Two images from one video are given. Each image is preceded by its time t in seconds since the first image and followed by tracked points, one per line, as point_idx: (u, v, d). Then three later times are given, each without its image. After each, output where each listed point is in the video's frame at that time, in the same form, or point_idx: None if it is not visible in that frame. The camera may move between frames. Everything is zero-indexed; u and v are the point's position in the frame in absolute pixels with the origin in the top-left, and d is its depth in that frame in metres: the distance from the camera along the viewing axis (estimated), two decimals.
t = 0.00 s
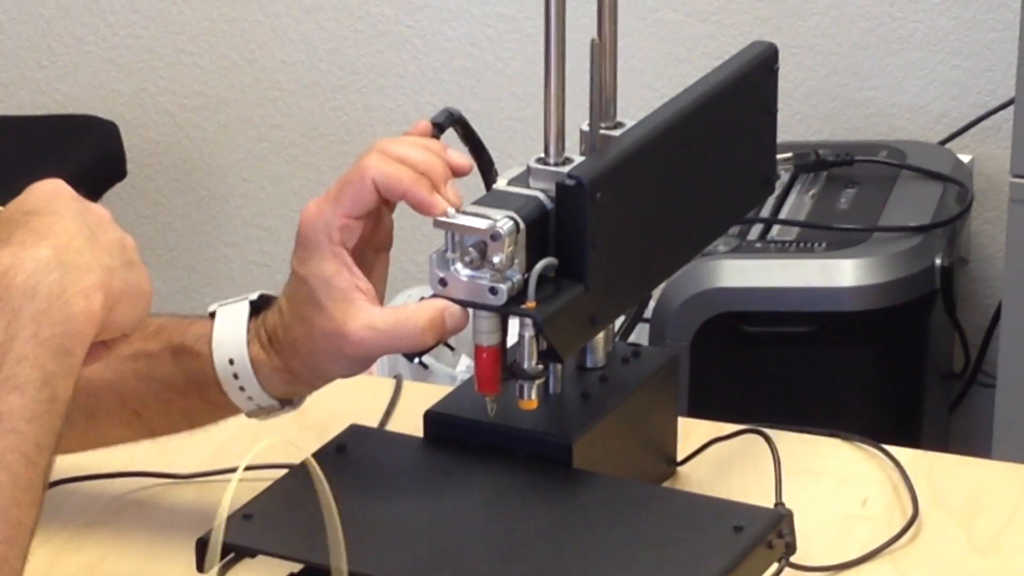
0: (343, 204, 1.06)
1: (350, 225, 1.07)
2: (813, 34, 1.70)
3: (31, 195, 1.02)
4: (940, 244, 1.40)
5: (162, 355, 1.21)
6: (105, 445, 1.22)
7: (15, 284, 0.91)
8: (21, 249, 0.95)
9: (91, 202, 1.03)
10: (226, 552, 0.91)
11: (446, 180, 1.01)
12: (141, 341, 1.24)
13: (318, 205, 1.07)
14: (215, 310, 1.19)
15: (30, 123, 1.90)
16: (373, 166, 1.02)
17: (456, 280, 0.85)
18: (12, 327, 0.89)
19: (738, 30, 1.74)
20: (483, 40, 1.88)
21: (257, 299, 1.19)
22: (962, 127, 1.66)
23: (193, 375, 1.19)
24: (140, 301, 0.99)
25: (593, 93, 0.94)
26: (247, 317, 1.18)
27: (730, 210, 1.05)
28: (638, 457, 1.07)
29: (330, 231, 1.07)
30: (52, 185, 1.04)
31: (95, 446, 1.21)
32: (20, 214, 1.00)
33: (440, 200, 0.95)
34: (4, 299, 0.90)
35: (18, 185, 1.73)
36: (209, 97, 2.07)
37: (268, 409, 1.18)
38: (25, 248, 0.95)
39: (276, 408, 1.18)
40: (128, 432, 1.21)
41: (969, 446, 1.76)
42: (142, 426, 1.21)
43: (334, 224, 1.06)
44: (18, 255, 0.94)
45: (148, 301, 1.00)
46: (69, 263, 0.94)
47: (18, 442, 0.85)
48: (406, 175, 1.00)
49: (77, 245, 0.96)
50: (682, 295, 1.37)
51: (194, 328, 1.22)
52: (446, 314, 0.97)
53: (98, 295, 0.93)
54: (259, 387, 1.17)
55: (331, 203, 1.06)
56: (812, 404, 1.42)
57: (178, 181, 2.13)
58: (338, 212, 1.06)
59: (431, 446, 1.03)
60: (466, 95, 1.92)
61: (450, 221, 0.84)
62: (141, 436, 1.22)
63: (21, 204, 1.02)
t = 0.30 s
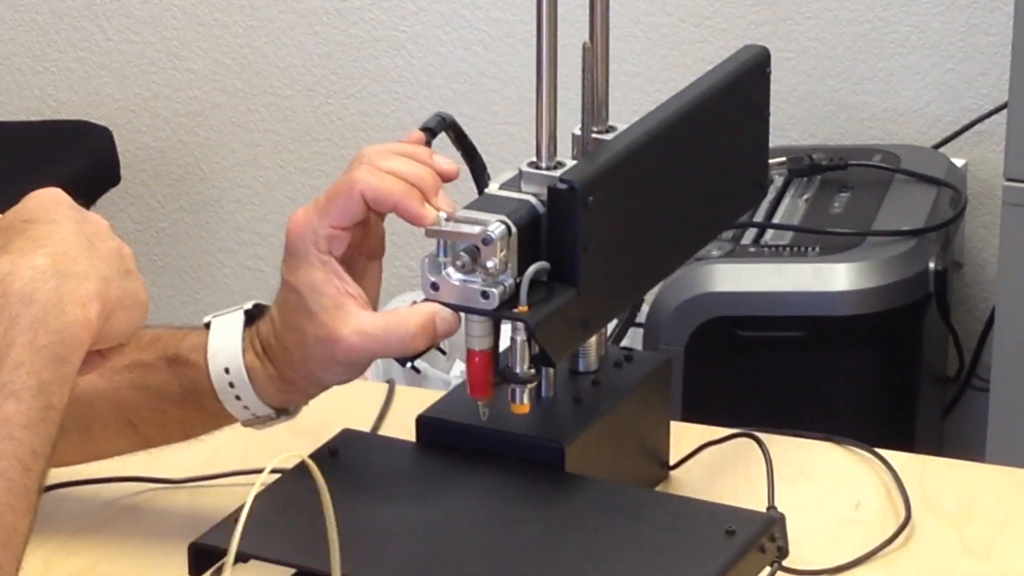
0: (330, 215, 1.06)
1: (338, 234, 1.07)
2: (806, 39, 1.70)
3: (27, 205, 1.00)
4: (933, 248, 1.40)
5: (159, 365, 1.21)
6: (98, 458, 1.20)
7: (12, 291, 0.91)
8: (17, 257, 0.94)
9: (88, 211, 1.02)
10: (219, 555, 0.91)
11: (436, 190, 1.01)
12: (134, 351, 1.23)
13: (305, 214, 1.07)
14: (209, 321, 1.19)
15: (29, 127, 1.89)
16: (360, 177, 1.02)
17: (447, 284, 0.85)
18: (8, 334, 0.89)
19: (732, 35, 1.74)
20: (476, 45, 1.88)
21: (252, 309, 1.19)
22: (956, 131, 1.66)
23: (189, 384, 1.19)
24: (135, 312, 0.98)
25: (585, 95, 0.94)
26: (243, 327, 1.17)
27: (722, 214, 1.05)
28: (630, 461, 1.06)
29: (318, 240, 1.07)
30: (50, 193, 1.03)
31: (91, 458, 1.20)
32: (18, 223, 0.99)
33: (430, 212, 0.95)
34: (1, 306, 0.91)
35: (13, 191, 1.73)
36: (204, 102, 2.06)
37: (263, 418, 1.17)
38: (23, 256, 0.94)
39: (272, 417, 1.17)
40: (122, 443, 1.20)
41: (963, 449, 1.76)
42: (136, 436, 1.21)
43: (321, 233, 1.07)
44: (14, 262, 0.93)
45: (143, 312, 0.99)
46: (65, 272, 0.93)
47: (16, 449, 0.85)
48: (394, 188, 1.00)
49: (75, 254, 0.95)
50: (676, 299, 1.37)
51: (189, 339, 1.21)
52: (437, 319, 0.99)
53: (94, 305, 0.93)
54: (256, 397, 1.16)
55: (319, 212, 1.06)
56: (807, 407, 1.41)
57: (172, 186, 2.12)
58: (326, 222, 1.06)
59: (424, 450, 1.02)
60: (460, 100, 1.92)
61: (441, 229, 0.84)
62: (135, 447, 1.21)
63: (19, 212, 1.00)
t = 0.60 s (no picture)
0: (328, 211, 1.06)
1: (336, 232, 1.07)
2: (802, 40, 1.70)
3: (28, 204, 1.01)
4: (929, 249, 1.40)
5: (154, 369, 1.19)
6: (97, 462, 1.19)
7: (12, 293, 0.91)
8: (19, 259, 0.94)
9: (90, 211, 1.03)
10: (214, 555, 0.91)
11: (434, 184, 1.01)
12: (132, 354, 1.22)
13: (304, 212, 1.07)
14: (206, 323, 1.19)
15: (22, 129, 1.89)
16: (358, 173, 1.02)
17: (443, 285, 0.85)
18: (9, 336, 0.89)
19: (727, 36, 1.74)
20: (473, 47, 1.88)
21: (249, 311, 1.19)
22: (951, 132, 1.66)
23: (184, 388, 1.18)
24: (135, 314, 0.97)
25: (581, 96, 0.94)
26: (240, 329, 1.18)
27: (718, 214, 1.05)
28: (627, 462, 1.06)
29: (316, 238, 1.07)
30: (51, 192, 1.03)
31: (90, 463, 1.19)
32: (18, 223, 0.99)
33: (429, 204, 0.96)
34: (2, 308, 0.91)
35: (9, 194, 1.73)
36: (199, 104, 2.06)
37: (259, 421, 1.17)
38: (24, 257, 0.94)
39: (267, 420, 1.17)
40: (119, 447, 1.19)
41: (959, 450, 1.76)
42: (133, 440, 1.19)
43: (319, 232, 1.07)
44: (16, 264, 0.93)
45: (142, 316, 0.98)
46: (65, 275, 0.93)
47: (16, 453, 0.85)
48: (392, 179, 1.00)
49: (76, 255, 0.95)
50: (672, 299, 1.37)
51: (185, 342, 1.20)
52: (432, 319, 0.98)
53: (95, 306, 0.92)
54: (251, 399, 1.16)
55: (317, 210, 1.07)
56: (803, 408, 1.42)
57: (168, 188, 2.12)
58: (324, 220, 1.06)
59: (420, 451, 1.02)
60: (456, 102, 1.92)
61: (437, 225, 0.84)
62: (133, 451, 1.19)
63: (20, 211, 1.00)
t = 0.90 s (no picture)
0: (324, 214, 1.05)
1: (333, 233, 1.07)
2: (800, 38, 1.70)
3: (30, 201, 1.01)
4: (928, 246, 1.40)
5: (156, 368, 1.19)
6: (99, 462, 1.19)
7: (13, 290, 0.91)
8: (20, 256, 0.94)
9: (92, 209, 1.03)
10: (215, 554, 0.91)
11: (432, 185, 1.01)
12: (132, 353, 1.21)
13: (299, 213, 1.07)
14: (207, 323, 1.19)
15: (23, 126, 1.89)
16: (354, 176, 1.02)
17: (442, 282, 0.85)
18: (10, 333, 0.89)
19: (725, 34, 1.74)
20: (471, 45, 1.88)
21: (250, 309, 1.19)
22: (950, 130, 1.66)
23: (187, 387, 1.18)
24: (136, 312, 0.99)
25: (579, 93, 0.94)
26: (241, 328, 1.17)
27: (717, 211, 1.05)
28: (626, 458, 1.06)
29: (313, 239, 1.07)
30: (52, 190, 1.03)
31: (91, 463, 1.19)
32: (21, 220, 0.99)
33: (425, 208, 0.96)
34: (2, 305, 0.90)
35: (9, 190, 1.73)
36: (198, 102, 2.06)
37: (264, 418, 1.17)
38: (25, 255, 0.94)
39: (270, 417, 1.17)
40: (121, 446, 1.19)
41: (957, 448, 1.76)
42: (135, 439, 1.19)
43: (316, 232, 1.07)
44: (17, 261, 0.93)
45: (145, 310, 1.00)
46: (68, 271, 0.94)
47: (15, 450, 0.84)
48: (389, 184, 1.00)
49: (76, 253, 0.96)
50: (671, 297, 1.37)
51: (186, 342, 1.20)
52: (431, 316, 0.98)
53: (96, 304, 0.93)
54: (254, 397, 1.16)
55: (313, 212, 1.06)
56: (803, 405, 1.41)
57: (166, 186, 2.12)
58: (320, 221, 1.06)
59: (419, 448, 1.02)
60: (454, 100, 1.92)
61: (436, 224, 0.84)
62: (134, 450, 1.19)
63: (21, 210, 1.01)
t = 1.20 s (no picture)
0: (328, 209, 1.06)
1: (337, 230, 1.07)
2: (797, 37, 1.70)
3: (26, 200, 1.01)
4: (924, 245, 1.40)
5: (151, 368, 1.20)
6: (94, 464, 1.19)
7: (8, 289, 0.91)
8: (15, 255, 0.94)
9: (87, 206, 1.03)
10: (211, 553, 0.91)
11: (433, 178, 1.00)
12: (129, 354, 1.22)
13: (304, 209, 1.07)
14: (204, 324, 1.19)
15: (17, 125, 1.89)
16: (357, 171, 1.02)
17: (439, 281, 0.85)
18: (5, 332, 0.89)
19: (722, 33, 1.74)
20: (467, 44, 1.88)
21: (248, 310, 1.18)
22: (946, 129, 1.66)
23: (182, 387, 1.18)
24: (132, 310, 0.97)
25: (575, 92, 0.94)
26: (239, 329, 1.17)
27: (713, 210, 1.05)
28: (622, 458, 1.06)
29: (316, 237, 1.07)
30: (48, 186, 1.03)
31: (87, 465, 1.18)
32: (16, 218, 0.99)
33: (425, 199, 0.95)
34: None
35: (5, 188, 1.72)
36: (194, 101, 2.06)
37: (260, 420, 1.17)
38: (20, 254, 0.94)
39: (266, 419, 1.17)
40: (116, 447, 1.19)
41: (953, 447, 1.76)
42: (130, 441, 1.19)
43: (319, 230, 1.07)
44: (11, 260, 0.93)
45: (140, 307, 0.98)
46: (64, 271, 0.93)
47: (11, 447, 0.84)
48: (389, 173, 1.00)
49: (71, 252, 0.95)
50: (668, 296, 1.37)
51: (183, 343, 1.20)
52: (427, 317, 0.98)
53: (91, 302, 0.92)
54: (250, 396, 1.16)
55: (317, 208, 1.07)
56: (799, 403, 1.41)
57: (163, 185, 2.11)
58: (324, 217, 1.06)
59: (415, 447, 1.02)
60: (450, 99, 1.92)
61: (432, 221, 0.84)
62: (129, 452, 1.19)
63: (17, 208, 1.01)
